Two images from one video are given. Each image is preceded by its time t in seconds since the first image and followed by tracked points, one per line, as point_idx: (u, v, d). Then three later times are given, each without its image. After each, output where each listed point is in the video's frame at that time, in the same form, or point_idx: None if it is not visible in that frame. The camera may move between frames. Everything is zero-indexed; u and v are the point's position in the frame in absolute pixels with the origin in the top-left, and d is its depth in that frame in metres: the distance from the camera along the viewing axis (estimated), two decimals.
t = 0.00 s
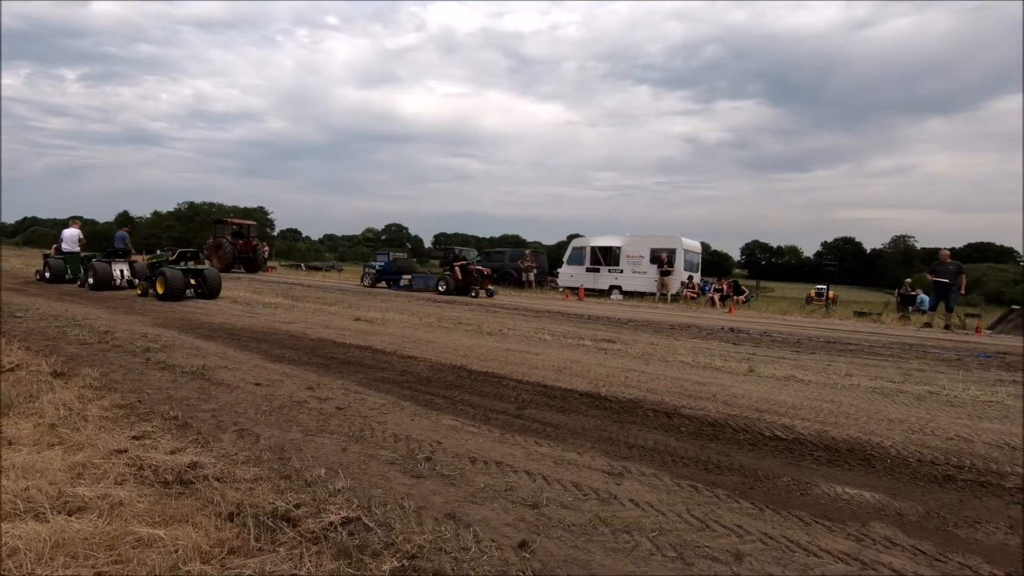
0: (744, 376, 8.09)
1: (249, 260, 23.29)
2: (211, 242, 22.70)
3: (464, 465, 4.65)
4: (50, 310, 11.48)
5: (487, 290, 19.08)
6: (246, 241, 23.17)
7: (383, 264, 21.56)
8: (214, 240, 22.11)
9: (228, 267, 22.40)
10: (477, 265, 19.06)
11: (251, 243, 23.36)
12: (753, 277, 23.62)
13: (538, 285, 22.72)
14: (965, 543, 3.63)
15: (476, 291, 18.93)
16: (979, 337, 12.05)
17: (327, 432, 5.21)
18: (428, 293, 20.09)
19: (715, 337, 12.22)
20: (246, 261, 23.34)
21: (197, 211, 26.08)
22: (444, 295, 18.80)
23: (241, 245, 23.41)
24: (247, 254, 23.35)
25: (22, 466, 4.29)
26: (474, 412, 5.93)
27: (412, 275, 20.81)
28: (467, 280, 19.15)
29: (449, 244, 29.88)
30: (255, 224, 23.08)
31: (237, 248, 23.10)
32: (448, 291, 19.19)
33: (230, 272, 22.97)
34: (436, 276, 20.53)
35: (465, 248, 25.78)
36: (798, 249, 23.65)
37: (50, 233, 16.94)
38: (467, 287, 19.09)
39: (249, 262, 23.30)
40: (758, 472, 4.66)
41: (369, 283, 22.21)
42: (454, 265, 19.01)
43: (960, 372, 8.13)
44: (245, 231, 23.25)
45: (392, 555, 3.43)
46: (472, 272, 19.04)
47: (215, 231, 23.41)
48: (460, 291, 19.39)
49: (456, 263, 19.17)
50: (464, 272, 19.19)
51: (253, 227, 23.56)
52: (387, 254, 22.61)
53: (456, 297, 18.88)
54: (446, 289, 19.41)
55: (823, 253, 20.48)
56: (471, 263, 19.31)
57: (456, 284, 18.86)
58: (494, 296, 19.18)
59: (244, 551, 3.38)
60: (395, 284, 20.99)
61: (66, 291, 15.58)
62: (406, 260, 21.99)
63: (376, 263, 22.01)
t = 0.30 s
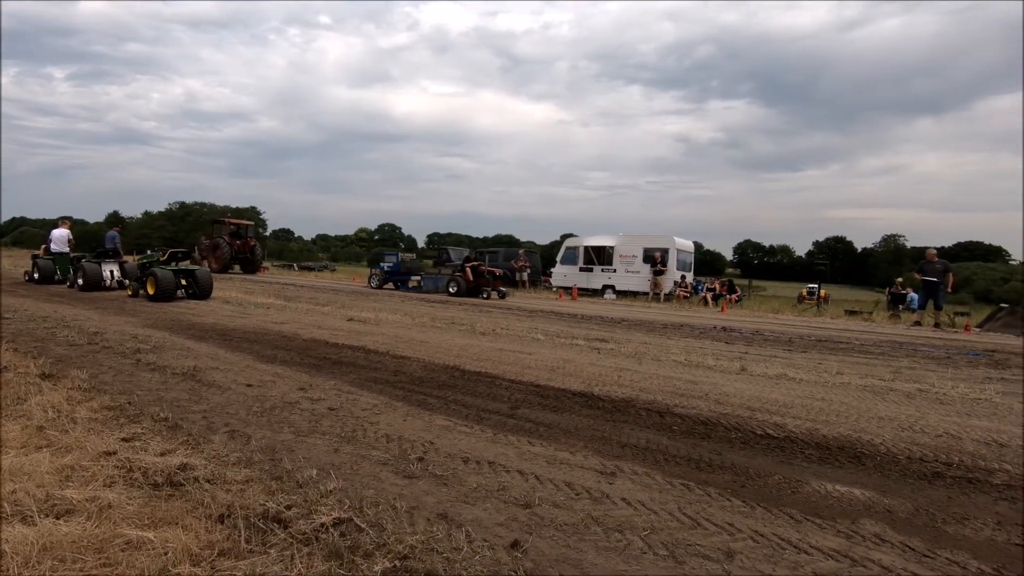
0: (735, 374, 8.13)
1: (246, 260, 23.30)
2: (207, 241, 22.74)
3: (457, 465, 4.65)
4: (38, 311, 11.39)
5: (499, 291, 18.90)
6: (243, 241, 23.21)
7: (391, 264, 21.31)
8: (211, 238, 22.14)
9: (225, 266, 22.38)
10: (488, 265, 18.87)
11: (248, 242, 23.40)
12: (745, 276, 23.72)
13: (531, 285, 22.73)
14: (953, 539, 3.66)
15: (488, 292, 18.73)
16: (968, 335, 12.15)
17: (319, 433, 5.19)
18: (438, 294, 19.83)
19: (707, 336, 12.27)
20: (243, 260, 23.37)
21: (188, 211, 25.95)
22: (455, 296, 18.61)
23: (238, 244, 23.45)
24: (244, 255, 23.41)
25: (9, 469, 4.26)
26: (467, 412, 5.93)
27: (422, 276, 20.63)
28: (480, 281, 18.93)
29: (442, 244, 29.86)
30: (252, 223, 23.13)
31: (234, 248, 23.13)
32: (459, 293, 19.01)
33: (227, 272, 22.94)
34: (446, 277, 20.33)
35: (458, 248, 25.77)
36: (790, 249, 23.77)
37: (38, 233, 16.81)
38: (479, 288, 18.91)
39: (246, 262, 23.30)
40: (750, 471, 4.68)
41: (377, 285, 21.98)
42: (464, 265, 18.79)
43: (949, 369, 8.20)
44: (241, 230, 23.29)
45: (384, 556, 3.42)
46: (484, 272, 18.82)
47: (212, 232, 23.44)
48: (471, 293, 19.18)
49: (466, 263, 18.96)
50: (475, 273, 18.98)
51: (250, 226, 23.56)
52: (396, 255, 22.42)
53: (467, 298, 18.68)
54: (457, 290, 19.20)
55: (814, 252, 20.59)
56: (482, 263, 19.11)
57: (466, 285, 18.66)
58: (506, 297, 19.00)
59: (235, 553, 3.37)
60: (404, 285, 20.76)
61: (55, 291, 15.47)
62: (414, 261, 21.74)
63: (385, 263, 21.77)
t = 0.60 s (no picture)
0: (727, 373, 8.17)
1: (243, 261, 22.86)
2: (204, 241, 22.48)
3: (448, 465, 4.65)
4: (26, 312, 11.31)
5: (510, 292, 18.83)
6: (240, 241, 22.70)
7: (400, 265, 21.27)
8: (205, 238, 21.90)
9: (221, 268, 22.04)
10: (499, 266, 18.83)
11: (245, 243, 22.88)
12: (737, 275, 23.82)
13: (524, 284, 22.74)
14: (941, 535, 3.68)
15: (500, 293, 18.70)
16: (956, 333, 12.23)
17: (311, 433, 5.18)
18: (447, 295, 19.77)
19: (698, 335, 12.32)
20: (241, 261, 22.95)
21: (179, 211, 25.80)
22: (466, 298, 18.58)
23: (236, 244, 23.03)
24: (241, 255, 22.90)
25: None
26: (459, 412, 5.93)
27: (431, 278, 20.57)
28: (490, 283, 18.90)
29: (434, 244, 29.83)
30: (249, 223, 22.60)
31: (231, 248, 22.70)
32: (470, 295, 18.93)
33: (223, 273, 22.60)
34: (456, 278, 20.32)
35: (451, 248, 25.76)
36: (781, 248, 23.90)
37: (26, 234, 16.67)
38: (490, 290, 18.83)
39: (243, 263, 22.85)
40: (740, 469, 4.70)
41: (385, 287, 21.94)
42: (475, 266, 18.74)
43: (938, 367, 8.25)
44: (239, 231, 22.80)
45: (375, 556, 3.42)
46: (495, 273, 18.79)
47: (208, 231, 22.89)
48: (482, 293, 19.16)
49: (477, 265, 18.91)
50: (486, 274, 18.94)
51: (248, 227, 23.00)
52: (405, 255, 22.34)
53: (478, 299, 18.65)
54: (467, 292, 19.13)
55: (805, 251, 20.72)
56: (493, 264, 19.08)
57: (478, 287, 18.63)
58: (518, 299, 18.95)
59: (225, 555, 3.36)
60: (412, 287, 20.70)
61: (43, 293, 15.36)
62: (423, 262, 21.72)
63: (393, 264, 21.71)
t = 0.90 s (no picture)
0: (718, 372, 8.21)
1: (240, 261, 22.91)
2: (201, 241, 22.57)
3: (439, 465, 4.65)
4: (12, 314, 11.20)
5: (523, 294, 18.77)
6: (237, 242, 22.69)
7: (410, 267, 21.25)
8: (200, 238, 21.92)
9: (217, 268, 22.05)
10: (511, 268, 18.83)
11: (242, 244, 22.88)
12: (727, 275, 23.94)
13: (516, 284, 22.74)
14: (928, 531, 3.72)
15: (512, 295, 18.65)
16: (943, 332, 12.34)
17: (300, 435, 5.16)
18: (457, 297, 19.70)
19: (689, 335, 12.36)
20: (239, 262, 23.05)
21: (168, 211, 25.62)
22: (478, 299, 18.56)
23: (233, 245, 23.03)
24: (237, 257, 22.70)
25: None
26: (450, 412, 5.92)
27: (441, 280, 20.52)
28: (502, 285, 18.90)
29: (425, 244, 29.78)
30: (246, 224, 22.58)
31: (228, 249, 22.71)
32: (482, 296, 18.88)
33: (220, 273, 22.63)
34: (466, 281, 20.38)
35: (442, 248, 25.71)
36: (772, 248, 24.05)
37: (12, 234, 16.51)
38: (502, 291, 18.78)
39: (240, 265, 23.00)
40: (730, 467, 4.72)
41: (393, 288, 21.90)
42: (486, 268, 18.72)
43: (925, 366, 8.32)
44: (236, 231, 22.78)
45: (365, 558, 3.41)
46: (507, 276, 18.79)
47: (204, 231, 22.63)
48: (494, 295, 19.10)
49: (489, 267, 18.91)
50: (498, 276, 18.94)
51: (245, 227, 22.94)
52: (415, 257, 22.26)
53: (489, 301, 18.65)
54: (479, 293, 19.08)
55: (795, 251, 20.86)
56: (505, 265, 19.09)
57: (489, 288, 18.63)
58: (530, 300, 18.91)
59: (213, 558, 3.34)
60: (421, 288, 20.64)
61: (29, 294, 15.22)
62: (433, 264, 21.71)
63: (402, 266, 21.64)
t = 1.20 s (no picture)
0: (705, 372, 8.24)
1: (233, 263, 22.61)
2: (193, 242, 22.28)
3: (427, 467, 4.64)
4: None
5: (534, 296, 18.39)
6: (229, 243, 22.38)
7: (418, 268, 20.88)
8: (191, 238, 21.61)
9: (210, 270, 21.79)
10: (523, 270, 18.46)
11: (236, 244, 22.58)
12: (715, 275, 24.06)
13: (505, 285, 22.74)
14: (909, 528, 3.76)
15: (523, 297, 18.26)
16: (927, 331, 12.48)
17: (287, 438, 5.13)
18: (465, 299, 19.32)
19: (677, 335, 12.41)
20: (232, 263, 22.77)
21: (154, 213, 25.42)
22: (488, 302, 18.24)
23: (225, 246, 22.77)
24: (230, 258, 22.58)
25: None
26: (438, 414, 5.90)
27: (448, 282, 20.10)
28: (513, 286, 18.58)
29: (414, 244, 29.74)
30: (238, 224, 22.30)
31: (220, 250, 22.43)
32: (491, 298, 18.47)
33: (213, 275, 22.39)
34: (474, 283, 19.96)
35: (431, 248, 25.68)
36: (759, 249, 24.21)
37: None
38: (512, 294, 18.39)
39: (232, 266, 22.68)
40: (716, 467, 4.75)
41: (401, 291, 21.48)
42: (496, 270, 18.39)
43: (909, 365, 8.41)
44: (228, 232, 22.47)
45: (351, 561, 3.40)
46: (518, 278, 18.47)
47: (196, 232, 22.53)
48: (504, 297, 18.71)
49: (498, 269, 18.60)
50: (508, 277, 18.64)
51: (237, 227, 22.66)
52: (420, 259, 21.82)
53: (499, 304, 18.33)
54: (488, 296, 18.68)
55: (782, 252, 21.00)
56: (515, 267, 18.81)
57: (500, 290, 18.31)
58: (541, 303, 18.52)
59: (196, 563, 3.32)
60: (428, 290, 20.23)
61: (10, 296, 15.02)
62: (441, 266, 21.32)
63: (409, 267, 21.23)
